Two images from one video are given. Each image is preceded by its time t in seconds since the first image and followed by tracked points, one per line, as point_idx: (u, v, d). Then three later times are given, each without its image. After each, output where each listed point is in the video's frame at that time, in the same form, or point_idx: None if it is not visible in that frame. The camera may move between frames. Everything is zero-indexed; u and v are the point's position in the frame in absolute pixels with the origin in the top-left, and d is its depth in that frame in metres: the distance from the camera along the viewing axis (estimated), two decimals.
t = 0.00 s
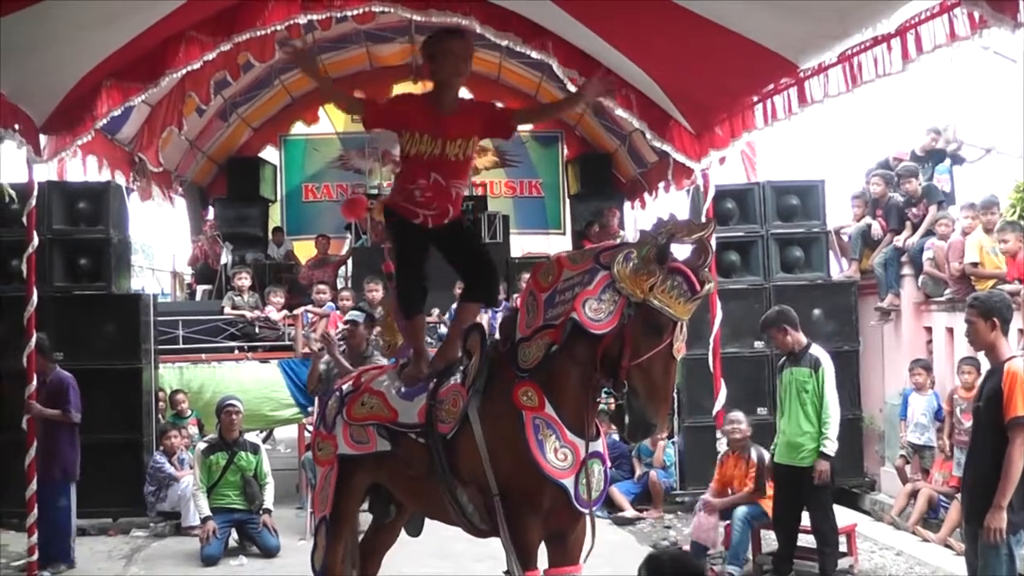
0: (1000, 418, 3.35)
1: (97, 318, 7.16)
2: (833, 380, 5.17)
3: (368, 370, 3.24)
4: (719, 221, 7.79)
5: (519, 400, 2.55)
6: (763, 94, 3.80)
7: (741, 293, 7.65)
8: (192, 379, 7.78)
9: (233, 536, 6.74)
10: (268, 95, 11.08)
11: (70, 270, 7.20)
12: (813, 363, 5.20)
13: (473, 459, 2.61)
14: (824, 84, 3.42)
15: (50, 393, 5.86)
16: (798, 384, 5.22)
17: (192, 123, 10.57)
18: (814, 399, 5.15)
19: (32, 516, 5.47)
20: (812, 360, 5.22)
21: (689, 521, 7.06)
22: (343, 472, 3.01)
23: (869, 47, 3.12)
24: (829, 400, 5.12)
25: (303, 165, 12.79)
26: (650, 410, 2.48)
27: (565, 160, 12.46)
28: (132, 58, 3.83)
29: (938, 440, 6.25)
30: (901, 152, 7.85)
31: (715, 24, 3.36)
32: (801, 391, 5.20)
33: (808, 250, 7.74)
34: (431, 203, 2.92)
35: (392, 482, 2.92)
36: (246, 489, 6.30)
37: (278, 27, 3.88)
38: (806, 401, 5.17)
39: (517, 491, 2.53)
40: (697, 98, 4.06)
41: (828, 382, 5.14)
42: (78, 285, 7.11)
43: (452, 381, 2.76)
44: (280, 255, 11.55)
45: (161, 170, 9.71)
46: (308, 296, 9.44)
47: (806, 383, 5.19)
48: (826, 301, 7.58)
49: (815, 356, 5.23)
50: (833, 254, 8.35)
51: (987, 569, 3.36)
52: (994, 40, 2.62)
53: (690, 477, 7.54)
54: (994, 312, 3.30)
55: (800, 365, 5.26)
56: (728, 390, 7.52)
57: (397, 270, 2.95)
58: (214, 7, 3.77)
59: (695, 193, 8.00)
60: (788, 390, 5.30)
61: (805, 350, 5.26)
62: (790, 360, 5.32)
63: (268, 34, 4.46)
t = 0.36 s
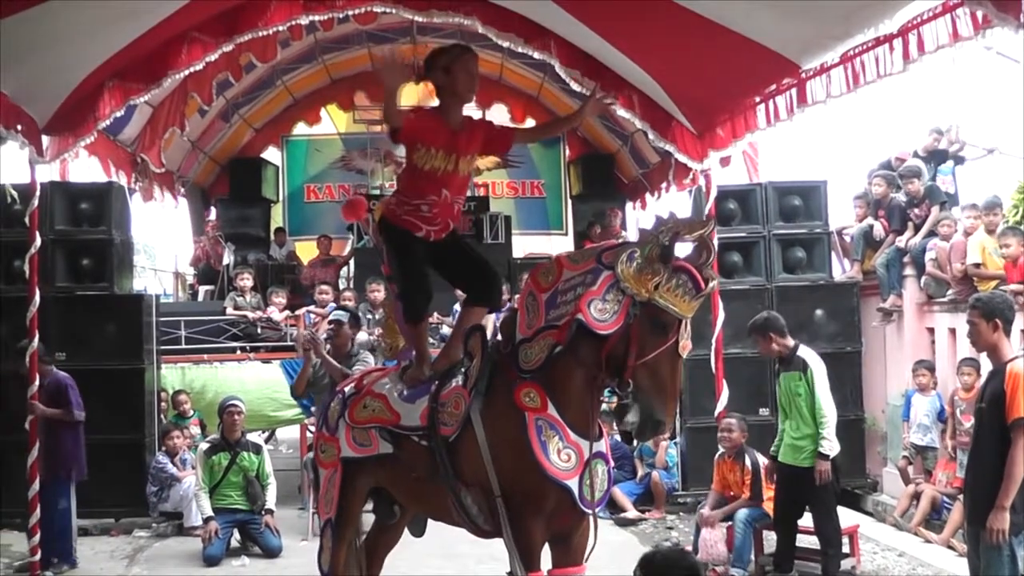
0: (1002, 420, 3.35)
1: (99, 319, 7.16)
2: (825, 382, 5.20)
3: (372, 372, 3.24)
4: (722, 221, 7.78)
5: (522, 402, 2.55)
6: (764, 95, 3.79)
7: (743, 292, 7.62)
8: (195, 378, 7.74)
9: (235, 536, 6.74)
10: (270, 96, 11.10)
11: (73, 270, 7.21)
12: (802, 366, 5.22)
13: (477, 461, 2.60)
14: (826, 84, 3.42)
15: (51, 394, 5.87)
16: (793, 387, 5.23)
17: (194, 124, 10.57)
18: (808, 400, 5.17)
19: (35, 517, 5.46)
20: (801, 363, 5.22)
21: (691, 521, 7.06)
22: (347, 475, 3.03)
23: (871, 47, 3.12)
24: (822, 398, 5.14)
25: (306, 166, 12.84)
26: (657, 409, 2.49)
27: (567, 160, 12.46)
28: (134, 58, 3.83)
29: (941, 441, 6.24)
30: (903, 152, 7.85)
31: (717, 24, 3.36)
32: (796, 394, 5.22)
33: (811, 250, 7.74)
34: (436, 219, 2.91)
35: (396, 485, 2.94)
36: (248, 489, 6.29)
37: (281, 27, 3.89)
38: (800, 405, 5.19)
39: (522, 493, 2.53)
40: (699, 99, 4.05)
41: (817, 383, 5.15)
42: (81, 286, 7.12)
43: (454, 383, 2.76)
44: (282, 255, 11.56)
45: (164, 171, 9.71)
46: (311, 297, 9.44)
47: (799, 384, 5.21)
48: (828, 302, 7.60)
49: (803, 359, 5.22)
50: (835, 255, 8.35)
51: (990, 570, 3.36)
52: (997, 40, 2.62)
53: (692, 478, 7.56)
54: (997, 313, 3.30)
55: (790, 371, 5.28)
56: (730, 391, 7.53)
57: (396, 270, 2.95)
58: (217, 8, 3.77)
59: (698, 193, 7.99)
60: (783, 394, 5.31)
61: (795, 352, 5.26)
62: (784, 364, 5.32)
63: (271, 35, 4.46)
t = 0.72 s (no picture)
0: (1004, 420, 3.35)
1: (101, 319, 7.15)
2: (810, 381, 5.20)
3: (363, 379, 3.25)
4: (724, 222, 7.77)
5: (517, 398, 2.63)
6: (767, 95, 3.79)
7: (745, 293, 7.61)
8: (198, 379, 7.74)
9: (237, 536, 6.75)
10: (272, 96, 11.10)
11: (75, 270, 7.22)
12: (784, 368, 5.21)
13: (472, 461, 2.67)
14: (829, 84, 3.42)
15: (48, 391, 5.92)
16: (779, 389, 5.21)
17: (196, 124, 10.58)
18: (796, 402, 5.16)
19: (37, 517, 5.47)
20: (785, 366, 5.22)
21: (693, 522, 7.06)
22: (343, 483, 3.08)
23: (874, 47, 3.12)
24: (811, 397, 5.13)
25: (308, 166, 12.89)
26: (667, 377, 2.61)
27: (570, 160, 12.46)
28: (136, 58, 3.84)
29: (943, 441, 6.23)
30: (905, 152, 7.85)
31: (719, 24, 3.36)
32: (785, 396, 5.18)
33: (813, 251, 7.74)
34: (440, 214, 2.91)
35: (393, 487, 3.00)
36: (250, 489, 6.28)
37: (284, 28, 3.89)
38: (789, 407, 5.17)
39: (523, 489, 2.60)
40: (701, 99, 4.05)
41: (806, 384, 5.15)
42: (83, 286, 7.12)
43: (442, 385, 2.82)
44: (285, 255, 11.58)
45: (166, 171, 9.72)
46: (313, 296, 9.45)
47: (787, 385, 5.19)
48: (831, 302, 7.60)
49: (787, 361, 5.23)
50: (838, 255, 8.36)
51: (992, 570, 3.37)
52: (1000, 40, 2.62)
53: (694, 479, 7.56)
54: (999, 313, 3.30)
55: (771, 377, 5.27)
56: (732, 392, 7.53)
57: (386, 278, 3.02)
58: (219, 9, 3.78)
59: (700, 193, 7.99)
60: (770, 400, 5.28)
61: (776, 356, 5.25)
62: (765, 370, 5.29)
63: (273, 36, 4.47)
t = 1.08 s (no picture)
0: (1006, 421, 3.34)
1: (104, 319, 7.16)
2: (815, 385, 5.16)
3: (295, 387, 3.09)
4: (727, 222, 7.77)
5: (508, 400, 2.65)
6: (769, 95, 3.79)
7: (747, 294, 7.63)
8: (201, 379, 7.84)
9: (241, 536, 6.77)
10: (275, 97, 11.11)
11: (78, 271, 7.24)
12: (791, 371, 5.15)
13: (461, 463, 2.66)
14: (831, 85, 3.43)
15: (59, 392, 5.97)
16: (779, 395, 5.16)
17: (200, 125, 10.58)
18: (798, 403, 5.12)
19: (40, 516, 5.49)
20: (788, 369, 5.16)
21: (696, 522, 7.06)
22: (287, 490, 2.87)
23: (876, 48, 3.12)
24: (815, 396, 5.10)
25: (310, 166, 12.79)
26: (643, 395, 2.69)
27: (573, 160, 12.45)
28: (140, 58, 3.84)
29: (946, 442, 6.23)
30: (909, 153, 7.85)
31: (720, 24, 3.36)
32: (784, 401, 5.15)
33: (817, 251, 7.72)
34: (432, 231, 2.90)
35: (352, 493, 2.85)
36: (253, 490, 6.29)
37: (286, 29, 3.89)
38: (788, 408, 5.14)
39: (512, 492, 2.62)
40: (703, 99, 4.06)
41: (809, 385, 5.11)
42: (86, 286, 7.12)
43: (429, 385, 2.77)
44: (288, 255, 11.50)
45: (169, 172, 9.73)
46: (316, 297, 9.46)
47: (790, 389, 5.14)
48: (833, 303, 7.60)
49: (790, 364, 5.17)
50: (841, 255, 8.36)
51: (996, 570, 3.37)
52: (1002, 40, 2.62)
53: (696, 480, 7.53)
54: (1002, 313, 3.31)
55: (773, 380, 5.19)
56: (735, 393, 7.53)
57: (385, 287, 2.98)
58: (222, 10, 3.78)
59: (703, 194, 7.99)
60: (765, 405, 5.24)
61: (778, 364, 5.19)
62: (757, 375, 5.26)
63: (276, 37, 4.47)
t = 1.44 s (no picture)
0: (1011, 425, 3.33)
1: (108, 321, 7.16)
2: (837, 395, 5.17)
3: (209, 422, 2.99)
4: (731, 224, 7.76)
5: (458, 402, 2.79)
6: (773, 97, 3.78)
7: (751, 296, 7.62)
8: (205, 381, 7.93)
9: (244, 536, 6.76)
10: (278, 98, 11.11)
11: (82, 273, 7.24)
12: (815, 381, 5.16)
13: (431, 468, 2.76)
14: (835, 87, 3.43)
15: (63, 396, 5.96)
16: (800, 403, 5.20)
17: (203, 127, 10.59)
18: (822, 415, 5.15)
19: (44, 518, 5.51)
20: (813, 376, 5.17)
21: (699, 525, 7.05)
22: (242, 531, 2.75)
23: (879, 50, 3.13)
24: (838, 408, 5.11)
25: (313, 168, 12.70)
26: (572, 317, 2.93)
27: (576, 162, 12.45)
28: (143, 60, 3.84)
29: (950, 444, 6.22)
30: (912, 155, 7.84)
31: (722, 25, 3.36)
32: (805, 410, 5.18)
33: (820, 254, 7.71)
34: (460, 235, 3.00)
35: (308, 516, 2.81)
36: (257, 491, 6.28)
37: (290, 31, 3.89)
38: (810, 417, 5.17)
39: (489, 480, 2.78)
40: (706, 101, 4.05)
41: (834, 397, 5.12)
42: (90, 289, 7.13)
43: (376, 396, 2.81)
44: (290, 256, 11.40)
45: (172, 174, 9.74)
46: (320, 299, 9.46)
47: (812, 398, 5.17)
48: (837, 305, 7.60)
49: (815, 372, 5.17)
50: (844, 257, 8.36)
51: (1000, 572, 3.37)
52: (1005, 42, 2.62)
53: (700, 482, 7.49)
54: (1007, 316, 3.31)
55: (797, 389, 5.21)
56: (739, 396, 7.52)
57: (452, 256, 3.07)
58: (226, 12, 3.78)
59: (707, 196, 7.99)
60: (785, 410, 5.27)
61: (803, 371, 5.19)
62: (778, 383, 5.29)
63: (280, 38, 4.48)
